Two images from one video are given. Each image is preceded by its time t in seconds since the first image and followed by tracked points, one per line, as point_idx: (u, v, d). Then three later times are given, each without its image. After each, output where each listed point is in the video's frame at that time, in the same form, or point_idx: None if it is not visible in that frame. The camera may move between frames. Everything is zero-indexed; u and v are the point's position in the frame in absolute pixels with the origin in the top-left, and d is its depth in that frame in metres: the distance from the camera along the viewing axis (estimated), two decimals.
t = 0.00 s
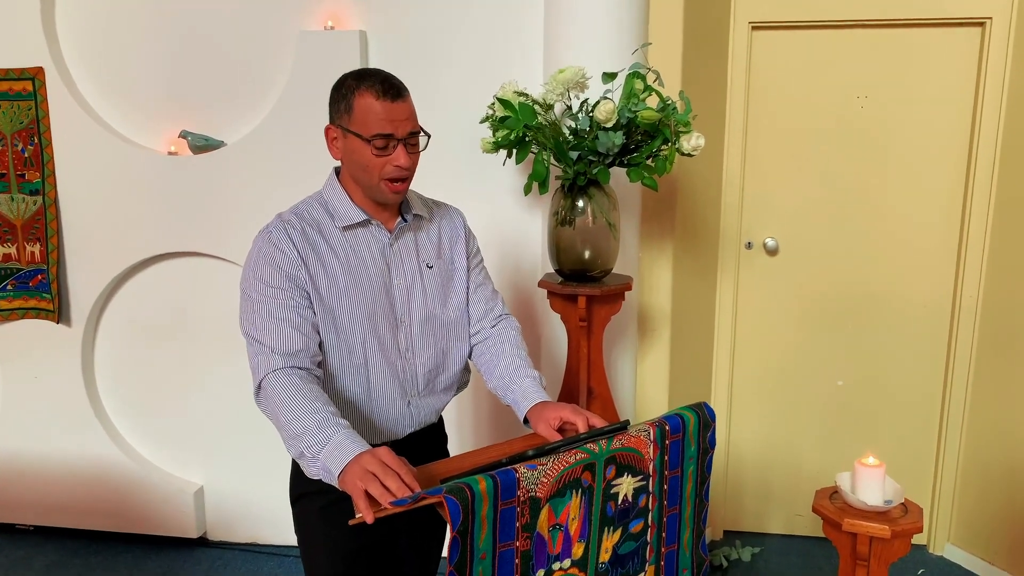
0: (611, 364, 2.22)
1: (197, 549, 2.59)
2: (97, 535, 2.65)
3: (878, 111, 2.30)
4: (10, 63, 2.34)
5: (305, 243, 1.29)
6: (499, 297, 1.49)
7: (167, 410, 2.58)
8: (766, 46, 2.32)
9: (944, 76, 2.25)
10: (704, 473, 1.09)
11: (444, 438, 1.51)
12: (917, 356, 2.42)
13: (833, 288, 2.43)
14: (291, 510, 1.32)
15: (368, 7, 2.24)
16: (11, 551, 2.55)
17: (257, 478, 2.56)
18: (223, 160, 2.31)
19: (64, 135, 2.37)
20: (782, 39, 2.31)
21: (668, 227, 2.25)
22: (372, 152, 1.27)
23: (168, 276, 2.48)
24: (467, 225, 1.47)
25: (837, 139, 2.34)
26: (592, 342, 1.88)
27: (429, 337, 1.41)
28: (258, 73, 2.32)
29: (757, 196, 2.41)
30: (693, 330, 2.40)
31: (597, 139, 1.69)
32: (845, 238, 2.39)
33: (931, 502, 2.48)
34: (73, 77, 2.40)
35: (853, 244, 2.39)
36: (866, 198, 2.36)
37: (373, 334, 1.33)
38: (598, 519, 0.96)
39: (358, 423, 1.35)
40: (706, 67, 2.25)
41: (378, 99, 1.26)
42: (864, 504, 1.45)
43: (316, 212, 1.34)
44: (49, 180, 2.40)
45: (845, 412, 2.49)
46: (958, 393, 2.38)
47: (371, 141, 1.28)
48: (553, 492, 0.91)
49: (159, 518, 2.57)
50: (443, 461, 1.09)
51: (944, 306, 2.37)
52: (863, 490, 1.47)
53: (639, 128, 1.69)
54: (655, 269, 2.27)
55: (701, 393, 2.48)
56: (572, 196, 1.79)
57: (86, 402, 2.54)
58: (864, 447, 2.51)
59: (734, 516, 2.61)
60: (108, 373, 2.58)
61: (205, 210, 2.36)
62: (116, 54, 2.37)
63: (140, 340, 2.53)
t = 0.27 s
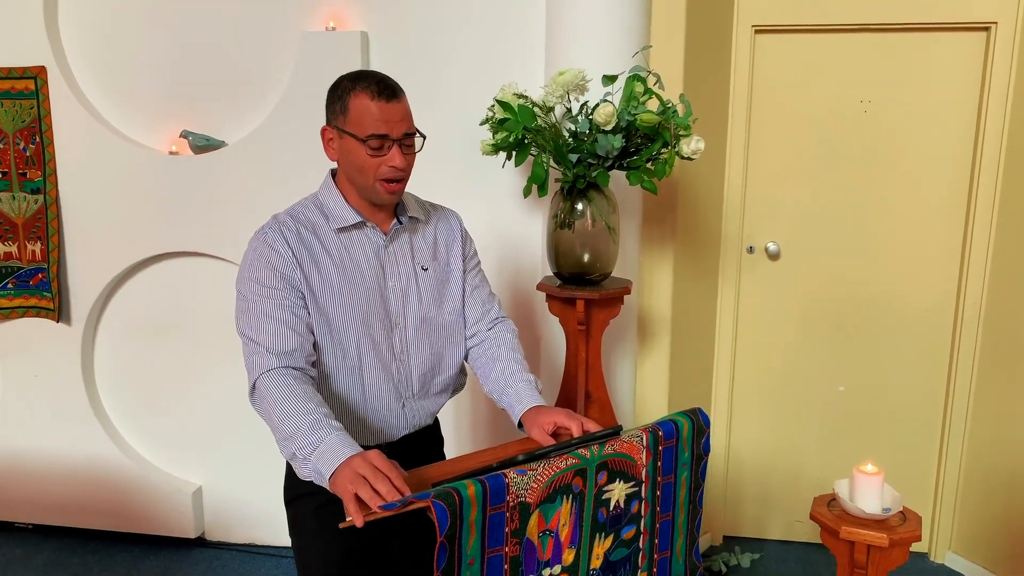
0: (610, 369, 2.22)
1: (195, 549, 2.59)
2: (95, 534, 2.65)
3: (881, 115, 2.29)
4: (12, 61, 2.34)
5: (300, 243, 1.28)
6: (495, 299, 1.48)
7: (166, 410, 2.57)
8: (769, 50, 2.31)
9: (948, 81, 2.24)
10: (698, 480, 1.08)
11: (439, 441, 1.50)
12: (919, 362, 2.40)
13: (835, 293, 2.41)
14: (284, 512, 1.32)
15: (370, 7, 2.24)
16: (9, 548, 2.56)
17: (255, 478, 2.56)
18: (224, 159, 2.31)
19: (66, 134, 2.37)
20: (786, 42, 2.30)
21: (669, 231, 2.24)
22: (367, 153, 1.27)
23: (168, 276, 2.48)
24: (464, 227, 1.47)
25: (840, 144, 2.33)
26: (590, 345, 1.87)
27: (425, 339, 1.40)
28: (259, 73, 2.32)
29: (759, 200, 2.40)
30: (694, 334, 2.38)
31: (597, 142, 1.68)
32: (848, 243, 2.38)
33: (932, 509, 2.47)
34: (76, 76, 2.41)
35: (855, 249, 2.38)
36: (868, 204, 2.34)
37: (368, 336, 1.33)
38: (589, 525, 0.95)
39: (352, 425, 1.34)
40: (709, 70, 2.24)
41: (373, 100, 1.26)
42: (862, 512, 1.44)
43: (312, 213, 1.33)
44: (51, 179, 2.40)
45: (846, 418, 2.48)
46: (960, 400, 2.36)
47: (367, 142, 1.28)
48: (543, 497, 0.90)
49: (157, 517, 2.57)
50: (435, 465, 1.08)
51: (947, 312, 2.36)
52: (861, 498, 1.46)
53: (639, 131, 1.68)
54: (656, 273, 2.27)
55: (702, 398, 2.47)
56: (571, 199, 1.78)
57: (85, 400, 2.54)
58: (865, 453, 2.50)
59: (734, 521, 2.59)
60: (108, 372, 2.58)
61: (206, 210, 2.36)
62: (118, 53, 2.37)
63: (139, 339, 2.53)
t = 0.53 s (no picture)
0: (611, 372, 2.22)
1: (196, 548, 2.60)
2: (97, 532, 2.66)
3: (887, 119, 2.27)
4: (17, 61, 2.35)
5: (297, 243, 1.28)
6: (493, 299, 1.47)
7: (168, 409, 2.58)
8: (774, 52, 2.30)
9: (955, 84, 2.22)
10: (693, 486, 1.07)
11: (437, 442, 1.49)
12: (924, 367, 2.38)
13: (840, 297, 2.40)
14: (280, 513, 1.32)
15: (373, 8, 2.24)
16: (12, 546, 2.57)
17: (257, 478, 2.56)
18: (226, 159, 2.31)
19: (70, 134, 2.38)
20: (791, 45, 2.28)
21: (671, 233, 2.23)
22: (356, 152, 1.27)
23: (171, 275, 2.48)
24: (462, 227, 1.46)
25: (845, 147, 2.31)
26: (591, 348, 1.86)
27: (422, 338, 1.40)
28: (262, 73, 2.32)
29: (763, 203, 2.38)
30: (696, 338, 2.37)
31: (598, 145, 1.67)
32: (853, 247, 2.36)
33: (936, 515, 2.45)
34: (80, 76, 2.41)
35: (860, 253, 2.36)
36: (874, 207, 2.33)
37: (364, 335, 1.33)
38: (581, 531, 0.94)
39: (349, 425, 1.34)
40: (714, 73, 2.23)
41: (361, 99, 1.26)
42: (862, 519, 1.43)
43: (308, 212, 1.33)
44: (55, 178, 2.41)
45: (850, 424, 2.46)
46: (965, 406, 2.34)
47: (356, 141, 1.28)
48: (535, 503, 0.89)
49: (158, 516, 2.57)
50: (429, 469, 1.07)
51: (952, 318, 2.34)
52: (861, 505, 1.44)
53: (641, 134, 1.68)
54: (658, 276, 2.25)
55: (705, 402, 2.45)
56: (572, 202, 1.77)
57: (88, 399, 2.55)
58: (868, 459, 2.48)
59: (736, 526, 2.58)
60: (110, 371, 2.59)
61: (208, 210, 2.36)
62: (122, 53, 2.38)
63: (142, 338, 2.54)
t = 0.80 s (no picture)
0: (615, 372, 2.20)
1: (200, 545, 2.60)
2: (102, 528, 2.67)
3: (896, 120, 2.26)
4: (26, 59, 2.37)
5: (298, 242, 1.28)
6: (494, 300, 1.47)
7: (174, 406, 2.59)
8: (782, 53, 2.28)
9: (965, 85, 2.20)
10: (691, 489, 1.06)
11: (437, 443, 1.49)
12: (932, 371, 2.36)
13: (846, 300, 2.38)
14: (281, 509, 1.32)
15: (378, 7, 2.24)
16: (18, 541, 2.58)
17: (261, 476, 2.57)
18: (232, 158, 2.32)
19: (78, 131, 2.39)
20: (799, 45, 2.27)
21: (676, 233, 2.22)
22: (371, 151, 1.27)
23: (177, 273, 2.49)
24: (463, 228, 1.46)
25: (853, 148, 2.30)
26: (594, 349, 1.86)
27: (421, 339, 1.39)
28: (268, 72, 2.33)
29: (769, 204, 2.37)
30: (701, 340, 2.36)
31: (601, 145, 1.66)
32: (860, 249, 2.34)
33: (943, 520, 2.43)
34: (89, 74, 2.43)
35: (868, 256, 2.34)
36: (881, 209, 2.31)
37: (364, 335, 1.33)
38: (577, 533, 0.94)
39: (347, 424, 1.34)
40: (721, 72, 2.22)
41: (376, 99, 1.26)
42: (864, 524, 1.42)
43: (309, 212, 1.33)
44: (63, 175, 2.43)
45: (856, 427, 2.44)
46: (973, 410, 2.32)
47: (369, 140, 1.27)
48: (530, 504, 0.89)
49: (163, 513, 2.58)
50: (426, 469, 1.07)
51: (961, 321, 2.32)
52: (863, 509, 1.43)
53: (644, 134, 1.67)
54: (663, 277, 2.24)
55: (709, 404, 2.44)
56: (576, 202, 1.77)
57: (94, 396, 2.56)
58: (874, 463, 2.46)
59: (741, 529, 2.56)
60: (117, 367, 2.60)
61: (214, 208, 2.36)
62: (130, 51, 2.39)
63: (148, 335, 2.55)
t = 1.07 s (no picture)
0: (620, 372, 2.23)
1: (206, 540, 2.62)
2: (110, 522, 2.70)
3: (906, 121, 2.23)
4: (38, 56, 2.39)
5: (298, 239, 1.28)
6: (494, 300, 1.47)
7: (181, 402, 2.61)
8: (791, 53, 2.27)
9: (977, 86, 2.17)
10: (687, 491, 1.06)
11: (437, 442, 1.49)
12: (941, 375, 2.34)
13: (855, 303, 2.36)
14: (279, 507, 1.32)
15: (386, 6, 2.25)
16: (27, 534, 2.61)
17: (267, 472, 2.58)
18: (240, 156, 2.33)
19: (89, 129, 2.41)
20: (808, 45, 2.25)
21: (683, 234, 2.20)
22: (363, 147, 1.27)
23: (186, 270, 2.51)
24: (464, 226, 1.46)
25: (863, 149, 2.28)
26: (597, 349, 1.85)
27: (421, 338, 1.40)
28: (276, 70, 2.34)
29: (777, 205, 2.35)
30: (708, 342, 2.34)
31: (605, 145, 1.66)
32: (869, 251, 2.32)
33: (951, 526, 2.40)
34: (100, 72, 2.45)
35: (877, 258, 2.32)
36: (891, 211, 2.29)
37: (363, 333, 1.33)
38: (570, 534, 0.94)
39: (346, 422, 1.34)
40: (730, 72, 2.20)
41: (370, 95, 1.26)
42: (866, 529, 1.40)
43: (310, 210, 1.33)
44: (73, 172, 2.45)
45: (864, 431, 2.42)
46: (982, 415, 2.29)
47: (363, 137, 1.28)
48: (521, 505, 0.89)
49: (170, 508, 2.60)
50: (421, 467, 1.07)
51: (971, 325, 2.29)
52: (866, 514, 1.42)
53: (648, 134, 1.67)
54: (669, 278, 2.22)
55: (715, 406, 2.43)
56: (580, 202, 1.76)
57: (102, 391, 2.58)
58: (882, 467, 2.44)
59: (746, 532, 2.55)
60: (125, 363, 2.62)
61: (221, 206, 2.38)
62: (140, 49, 2.41)
63: (156, 331, 2.57)
